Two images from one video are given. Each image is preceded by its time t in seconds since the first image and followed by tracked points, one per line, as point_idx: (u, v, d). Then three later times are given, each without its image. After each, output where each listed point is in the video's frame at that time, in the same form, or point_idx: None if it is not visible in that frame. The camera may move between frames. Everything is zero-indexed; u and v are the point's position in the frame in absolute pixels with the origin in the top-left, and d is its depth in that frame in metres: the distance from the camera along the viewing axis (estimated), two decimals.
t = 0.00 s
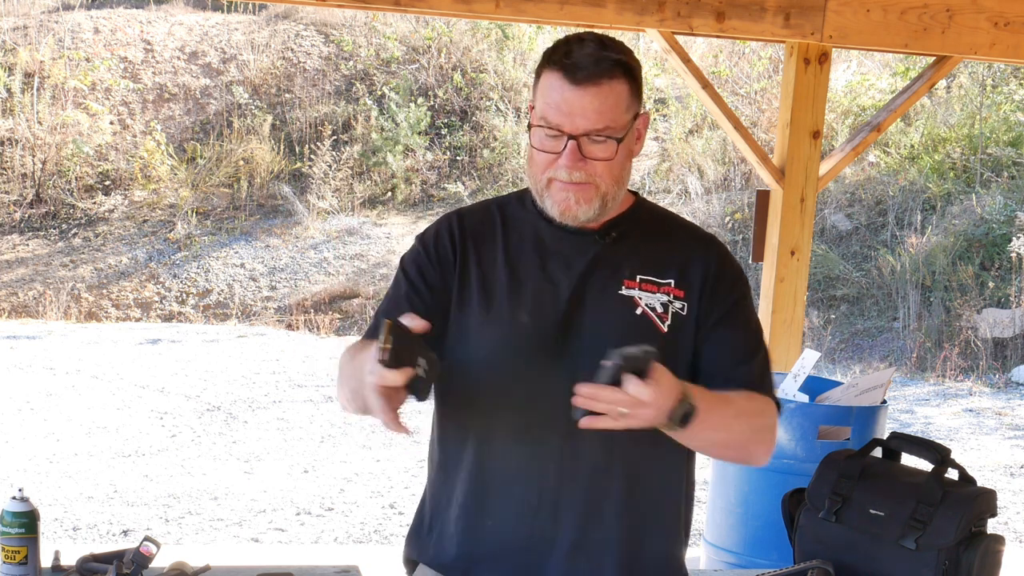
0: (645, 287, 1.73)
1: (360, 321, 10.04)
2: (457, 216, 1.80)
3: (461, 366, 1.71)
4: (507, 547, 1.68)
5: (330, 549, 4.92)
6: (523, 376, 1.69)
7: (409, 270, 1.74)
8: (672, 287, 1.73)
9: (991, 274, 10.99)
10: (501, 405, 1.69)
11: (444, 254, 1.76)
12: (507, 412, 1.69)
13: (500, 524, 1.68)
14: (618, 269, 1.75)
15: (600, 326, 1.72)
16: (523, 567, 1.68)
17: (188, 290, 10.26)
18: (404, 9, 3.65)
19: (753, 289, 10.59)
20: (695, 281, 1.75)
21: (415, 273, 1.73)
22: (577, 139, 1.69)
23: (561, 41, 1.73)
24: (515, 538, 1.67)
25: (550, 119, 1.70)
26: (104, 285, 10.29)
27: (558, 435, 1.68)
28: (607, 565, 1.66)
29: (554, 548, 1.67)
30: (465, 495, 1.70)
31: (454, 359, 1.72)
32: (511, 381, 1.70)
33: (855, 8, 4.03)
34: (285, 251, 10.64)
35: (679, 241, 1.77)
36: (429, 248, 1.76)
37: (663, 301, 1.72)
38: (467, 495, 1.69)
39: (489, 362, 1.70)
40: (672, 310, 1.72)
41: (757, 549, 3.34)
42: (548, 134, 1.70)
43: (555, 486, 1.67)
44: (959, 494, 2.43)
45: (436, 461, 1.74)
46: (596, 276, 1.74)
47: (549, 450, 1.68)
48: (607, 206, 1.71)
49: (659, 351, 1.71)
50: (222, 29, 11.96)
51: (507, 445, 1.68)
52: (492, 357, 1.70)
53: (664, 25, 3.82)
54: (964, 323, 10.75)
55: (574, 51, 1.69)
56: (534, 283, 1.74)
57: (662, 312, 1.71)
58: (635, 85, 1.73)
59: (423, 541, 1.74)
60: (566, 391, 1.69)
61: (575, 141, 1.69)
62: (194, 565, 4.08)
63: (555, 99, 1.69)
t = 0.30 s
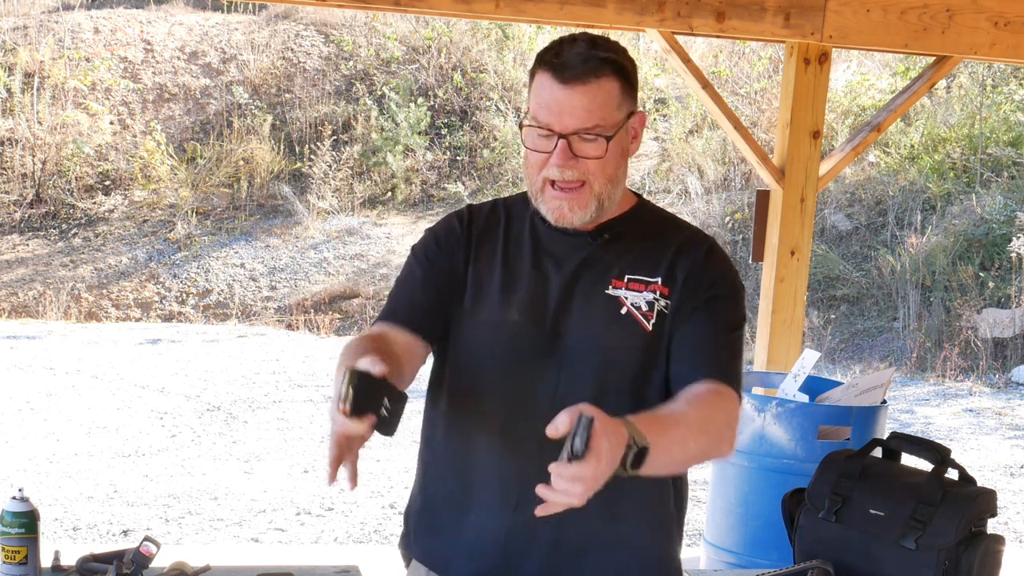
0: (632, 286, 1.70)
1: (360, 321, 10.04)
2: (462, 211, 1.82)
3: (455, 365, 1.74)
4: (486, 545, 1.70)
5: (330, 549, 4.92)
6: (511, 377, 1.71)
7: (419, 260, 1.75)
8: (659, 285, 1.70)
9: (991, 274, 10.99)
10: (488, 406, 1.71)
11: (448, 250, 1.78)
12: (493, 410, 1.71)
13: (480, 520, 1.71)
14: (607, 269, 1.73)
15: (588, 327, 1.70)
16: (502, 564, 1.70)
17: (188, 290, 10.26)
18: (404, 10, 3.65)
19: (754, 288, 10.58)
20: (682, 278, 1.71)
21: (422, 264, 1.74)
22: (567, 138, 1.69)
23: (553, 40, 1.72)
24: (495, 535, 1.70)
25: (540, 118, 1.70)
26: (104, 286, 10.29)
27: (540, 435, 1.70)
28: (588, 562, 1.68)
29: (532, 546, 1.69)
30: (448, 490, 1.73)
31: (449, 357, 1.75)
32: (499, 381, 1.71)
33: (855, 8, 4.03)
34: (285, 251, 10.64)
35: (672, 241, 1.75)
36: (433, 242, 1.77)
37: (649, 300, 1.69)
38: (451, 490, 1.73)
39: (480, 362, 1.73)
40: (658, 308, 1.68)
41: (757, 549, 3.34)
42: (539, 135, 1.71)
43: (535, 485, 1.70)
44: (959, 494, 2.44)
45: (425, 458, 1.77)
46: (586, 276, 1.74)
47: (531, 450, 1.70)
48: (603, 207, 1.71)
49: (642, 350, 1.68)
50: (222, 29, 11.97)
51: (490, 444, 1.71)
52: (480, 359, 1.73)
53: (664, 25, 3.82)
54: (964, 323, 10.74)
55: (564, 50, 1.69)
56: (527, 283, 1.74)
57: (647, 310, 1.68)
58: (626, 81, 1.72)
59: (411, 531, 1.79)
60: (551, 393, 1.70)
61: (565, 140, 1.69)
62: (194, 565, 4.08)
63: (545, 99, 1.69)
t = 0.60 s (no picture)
0: (640, 294, 1.71)
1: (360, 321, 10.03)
2: (453, 217, 1.85)
3: (456, 367, 1.77)
4: (495, 549, 1.72)
5: (331, 549, 4.92)
6: (512, 377, 1.71)
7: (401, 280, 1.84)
8: (668, 295, 1.72)
9: (991, 274, 10.99)
10: (492, 409, 1.72)
11: (435, 260, 1.82)
12: (496, 412, 1.72)
13: (486, 524, 1.72)
14: (614, 274, 1.73)
15: (591, 332, 1.70)
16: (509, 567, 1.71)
17: (188, 290, 10.26)
18: (404, 10, 3.66)
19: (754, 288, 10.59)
20: (694, 289, 1.73)
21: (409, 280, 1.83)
22: (564, 127, 1.69)
23: (551, 36, 1.74)
24: (507, 539, 1.71)
25: (536, 108, 1.71)
26: (104, 286, 10.29)
27: (546, 437, 1.69)
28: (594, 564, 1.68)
29: (540, 548, 1.70)
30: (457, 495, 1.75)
31: (447, 360, 1.78)
32: (500, 382, 1.72)
33: (855, 8, 4.03)
34: (285, 251, 10.64)
35: (677, 245, 1.76)
36: (419, 255, 1.83)
37: (658, 309, 1.70)
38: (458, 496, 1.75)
39: (477, 363, 1.73)
40: (667, 318, 1.70)
41: (757, 549, 3.35)
42: (535, 124, 1.71)
43: (541, 487, 1.70)
44: (959, 494, 2.43)
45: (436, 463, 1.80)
46: (590, 278, 1.73)
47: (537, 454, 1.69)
48: (598, 200, 1.70)
49: (649, 357, 1.69)
50: (222, 29, 11.98)
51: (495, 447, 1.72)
52: (479, 363, 1.73)
53: (664, 25, 3.82)
54: (964, 323, 10.74)
55: (562, 42, 1.71)
56: (524, 284, 1.75)
57: (656, 321, 1.70)
58: (621, 75, 1.73)
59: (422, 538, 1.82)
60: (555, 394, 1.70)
61: (561, 130, 1.69)
62: (195, 565, 4.09)
63: (541, 88, 1.70)
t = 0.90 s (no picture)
0: (641, 293, 1.73)
1: (360, 321, 10.03)
2: (452, 221, 1.85)
3: (458, 370, 1.77)
4: (499, 551, 1.72)
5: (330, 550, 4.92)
6: (516, 377, 1.72)
7: (402, 285, 1.84)
8: (669, 294, 1.73)
9: (992, 274, 10.98)
10: (496, 410, 1.72)
11: (436, 264, 1.82)
12: (500, 413, 1.72)
13: (495, 527, 1.72)
14: (614, 274, 1.75)
15: (593, 333, 1.72)
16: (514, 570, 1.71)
17: (188, 290, 10.26)
18: (404, 10, 3.66)
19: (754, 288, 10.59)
20: (694, 288, 1.75)
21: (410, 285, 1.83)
22: (570, 116, 1.75)
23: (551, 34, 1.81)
24: (516, 542, 1.71)
25: (541, 98, 1.76)
26: (104, 285, 10.28)
27: (551, 438, 1.70)
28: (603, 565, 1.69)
29: (548, 552, 1.71)
30: (459, 499, 1.76)
31: (449, 364, 1.78)
32: (503, 382, 1.72)
33: (855, 8, 4.03)
34: (285, 251, 10.64)
35: (676, 245, 1.77)
36: (420, 259, 1.83)
37: (659, 308, 1.72)
38: (464, 501, 1.75)
39: (480, 366, 1.73)
40: (668, 316, 1.72)
41: (757, 549, 3.35)
42: (540, 114, 1.76)
43: (545, 488, 1.71)
44: (959, 494, 2.43)
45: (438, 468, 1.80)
46: (593, 278, 1.75)
47: (542, 455, 1.71)
48: (604, 190, 1.75)
49: (652, 356, 1.70)
50: (222, 29, 11.98)
51: (498, 449, 1.72)
52: (482, 364, 1.73)
53: (664, 25, 3.82)
54: (964, 323, 10.74)
55: (563, 36, 1.78)
56: (526, 285, 1.75)
57: (657, 319, 1.71)
58: (623, 68, 1.79)
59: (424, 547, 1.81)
60: (561, 395, 1.71)
61: (567, 119, 1.75)
62: (194, 565, 4.09)
63: (545, 79, 1.76)
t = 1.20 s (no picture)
0: (649, 293, 1.75)
1: (360, 321, 10.03)
2: (458, 224, 1.86)
3: (466, 371, 1.79)
4: (506, 551, 1.73)
5: (330, 550, 4.92)
6: (524, 377, 1.74)
7: (409, 287, 1.86)
8: (676, 294, 1.75)
9: (991, 274, 10.99)
10: (504, 408, 1.75)
11: (444, 265, 1.83)
12: (508, 413, 1.74)
13: (501, 528, 1.74)
14: (621, 275, 1.77)
15: (600, 333, 1.74)
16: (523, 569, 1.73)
17: (187, 290, 10.26)
18: (404, 10, 3.66)
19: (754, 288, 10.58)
20: (701, 289, 1.76)
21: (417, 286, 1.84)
22: (574, 116, 1.77)
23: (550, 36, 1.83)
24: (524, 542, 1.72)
25: (544, 101, 1.79)
26: (104, 286, 10.28)
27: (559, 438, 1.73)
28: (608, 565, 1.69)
29: (555, 552, 1.72)
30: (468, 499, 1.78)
31: (457, 365, 1.80)
32: (512, 382, 1.75)
33: (855, 8, 4.03)
34: (285, 251, 10.64)
35: (681, 245, 1.79)
36: (428, 262, 1.84)
37: (666, 308, 1.74)
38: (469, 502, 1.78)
39: (489, 366, 1.76)
40: (676, 316, 1.74)
41: (757, 549, 3.35)
42: (545, 118, 1.79)
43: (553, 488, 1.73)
44: (959, 494, 2.43)
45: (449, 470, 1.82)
46: (601, 279, 1.77)
47: (550, 455, 1.73)
48: (611, 187, 1.77)
49: (659, 355, 1.72)
50: (222, 29, 11.97)
51: (506, 450, 1.74)
52: (491, 364, 1.76)
53: (664, 25, 3.83)
54: (964, 323, 10.73)
55: (563, 38, 1.80)
56: (532, 287, 1.78)
57: (665, 318, 1.73)
58: (624, 66, 1.81)
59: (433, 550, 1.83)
60: (569, 395, 1.73)
61: (572, 120, 1.77)
62: (194, 565, 4.09)
63: (547, 82, 1.78)
